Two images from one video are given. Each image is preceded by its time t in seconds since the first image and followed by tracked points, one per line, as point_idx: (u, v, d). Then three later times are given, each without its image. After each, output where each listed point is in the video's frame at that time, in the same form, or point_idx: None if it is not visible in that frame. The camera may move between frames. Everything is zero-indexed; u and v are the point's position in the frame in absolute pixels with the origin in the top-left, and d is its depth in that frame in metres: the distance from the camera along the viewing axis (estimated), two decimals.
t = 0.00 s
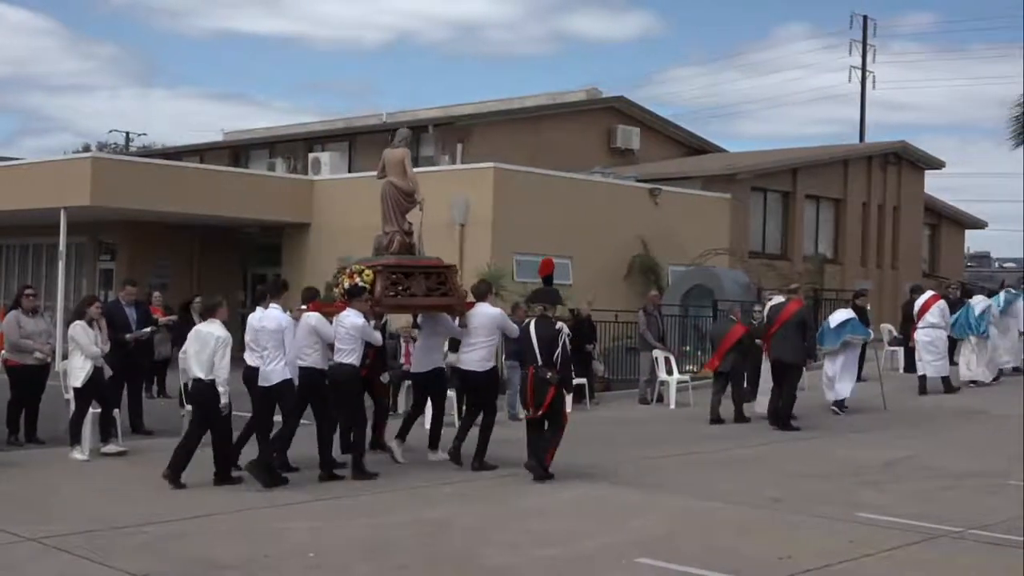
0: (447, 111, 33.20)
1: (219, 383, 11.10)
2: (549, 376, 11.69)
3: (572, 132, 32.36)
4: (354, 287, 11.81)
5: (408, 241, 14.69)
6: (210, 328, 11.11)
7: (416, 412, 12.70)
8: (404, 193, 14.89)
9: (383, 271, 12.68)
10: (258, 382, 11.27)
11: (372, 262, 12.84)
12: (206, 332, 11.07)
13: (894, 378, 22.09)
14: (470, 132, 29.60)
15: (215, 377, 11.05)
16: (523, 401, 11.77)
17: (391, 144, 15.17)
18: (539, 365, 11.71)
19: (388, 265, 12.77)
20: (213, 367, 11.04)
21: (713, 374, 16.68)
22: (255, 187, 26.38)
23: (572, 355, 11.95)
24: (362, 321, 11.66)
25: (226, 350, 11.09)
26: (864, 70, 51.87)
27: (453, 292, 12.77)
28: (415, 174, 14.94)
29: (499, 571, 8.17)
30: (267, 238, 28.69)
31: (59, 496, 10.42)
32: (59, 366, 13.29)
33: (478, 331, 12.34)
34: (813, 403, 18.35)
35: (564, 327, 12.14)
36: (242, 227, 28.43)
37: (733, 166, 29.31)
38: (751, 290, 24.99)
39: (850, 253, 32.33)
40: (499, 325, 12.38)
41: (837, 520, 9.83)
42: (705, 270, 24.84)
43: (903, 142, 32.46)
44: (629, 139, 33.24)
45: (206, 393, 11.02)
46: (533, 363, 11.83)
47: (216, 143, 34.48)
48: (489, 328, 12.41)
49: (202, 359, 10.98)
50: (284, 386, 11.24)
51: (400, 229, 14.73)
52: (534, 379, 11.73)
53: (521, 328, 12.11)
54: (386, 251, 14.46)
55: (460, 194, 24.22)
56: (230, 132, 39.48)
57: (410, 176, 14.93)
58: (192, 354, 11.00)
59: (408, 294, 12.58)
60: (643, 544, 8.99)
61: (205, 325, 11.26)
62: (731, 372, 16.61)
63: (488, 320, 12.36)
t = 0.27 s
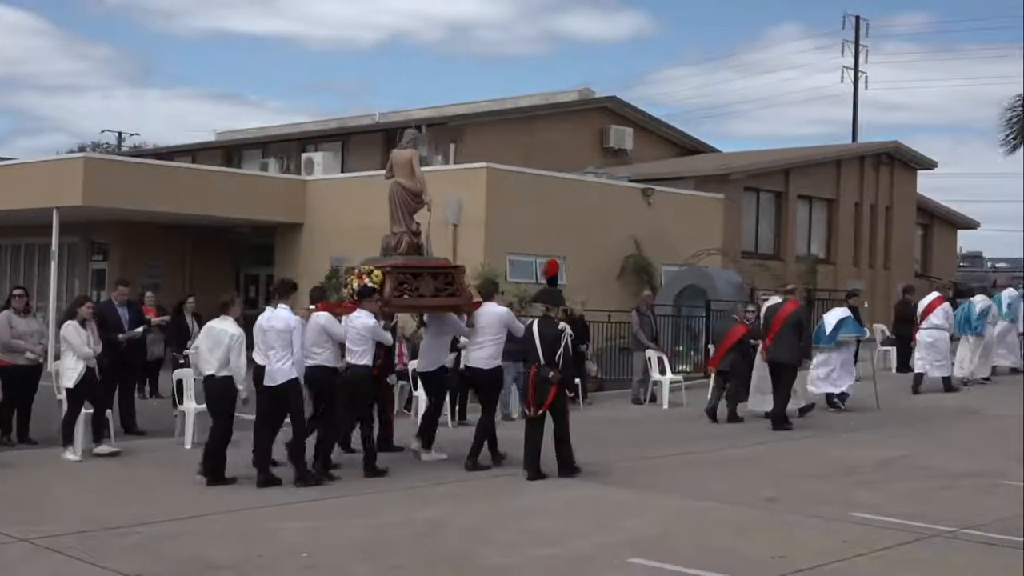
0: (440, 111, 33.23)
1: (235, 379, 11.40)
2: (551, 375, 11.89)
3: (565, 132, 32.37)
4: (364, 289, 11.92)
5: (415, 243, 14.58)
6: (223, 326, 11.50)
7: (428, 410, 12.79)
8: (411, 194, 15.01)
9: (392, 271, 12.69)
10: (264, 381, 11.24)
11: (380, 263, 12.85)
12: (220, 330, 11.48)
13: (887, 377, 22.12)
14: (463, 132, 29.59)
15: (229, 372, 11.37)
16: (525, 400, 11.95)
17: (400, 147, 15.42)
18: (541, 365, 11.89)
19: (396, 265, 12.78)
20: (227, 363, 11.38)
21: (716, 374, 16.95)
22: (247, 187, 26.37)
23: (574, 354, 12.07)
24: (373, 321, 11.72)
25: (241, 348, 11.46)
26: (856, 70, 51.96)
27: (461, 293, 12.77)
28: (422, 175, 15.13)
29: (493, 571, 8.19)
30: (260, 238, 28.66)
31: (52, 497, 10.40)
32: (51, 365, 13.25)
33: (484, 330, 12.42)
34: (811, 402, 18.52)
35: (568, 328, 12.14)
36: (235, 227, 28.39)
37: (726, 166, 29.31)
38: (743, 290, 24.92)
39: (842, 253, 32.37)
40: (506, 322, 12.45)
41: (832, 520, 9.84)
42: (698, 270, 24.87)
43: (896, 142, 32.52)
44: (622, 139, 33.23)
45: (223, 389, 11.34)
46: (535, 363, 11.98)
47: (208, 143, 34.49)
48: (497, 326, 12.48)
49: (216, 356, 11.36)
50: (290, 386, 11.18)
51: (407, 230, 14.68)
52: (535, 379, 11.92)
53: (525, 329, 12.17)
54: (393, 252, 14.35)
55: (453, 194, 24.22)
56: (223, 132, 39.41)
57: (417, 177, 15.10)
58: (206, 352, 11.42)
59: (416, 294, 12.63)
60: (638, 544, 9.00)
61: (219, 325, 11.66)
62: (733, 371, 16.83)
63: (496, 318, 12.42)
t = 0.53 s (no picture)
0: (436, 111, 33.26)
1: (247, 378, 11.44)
2: (561, 374, 11.86)
3: (561, 132, 32.39)
4: (376, 289, 11.94)
5: (426, 245, 14.36)
6: (237, 328, 11.42)
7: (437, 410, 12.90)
8: (423, 196, 14.92)
9: (404, 273, 12.74)
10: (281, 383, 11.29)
11: (391, 264, 12.90)
12: (233, 332, 11.40)
13: (883, 377, 22.15)
14: (459, 132, 29.59)
15: (242, 373, 11.39)
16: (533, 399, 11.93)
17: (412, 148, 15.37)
18: (551, 364, 11.85)
19: (408, 267, 12.83)
20: (242, 364, 11.38)
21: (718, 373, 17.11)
22: (243, 188, 26.34)
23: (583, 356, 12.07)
24: (385, 322, 11.76)
25: (255, 349, 11.38)
26: (852, 71, 52.03)
27: (471, 296, 12.89)
28: (434, 176, 15.04)
29: (490, 571, 8.20)
30: (256, 238, 28.65)
31: (51, 497, 10.38)
32: (46, 366, 13.25)
33: (495, 332, 12.47)
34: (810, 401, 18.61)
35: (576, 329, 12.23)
36: (231, 227, 28.38)
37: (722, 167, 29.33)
38: (740, 290, 25.00)
39: (838, 254, 32.40)
40: (515, 324, 12.50)
41: (828, 520, 9.85)
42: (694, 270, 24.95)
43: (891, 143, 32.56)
44: (618, 140, 33.25)
45: (234, 390, 11.36)
46: (545, 362, 11.95)
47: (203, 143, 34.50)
48: (506, 328, 12.53)
49: (229, 358, 11.36)
50: (307, 388, 11.26)
51: (418, 232, 14.45)
52: (545, 378, 11.88)
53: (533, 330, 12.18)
54: (405, 254, 14.11)
55: (449, 194, 24.23)
56: (218, 132, 39.39)
57: (429, 179, 15.02)
58: (218, 353, 11.40)
59: (428, 297, 12.73)
60: (635, 544, 9.01)
61: (232, 326, 11.57)
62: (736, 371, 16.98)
63: (506, 320, 12.48)
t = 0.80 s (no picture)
0: (429, 112, 33.25)
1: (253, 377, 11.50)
2: (567, 375, 11.94)
3: (554, 133, 32.39)
4: (382, 288, 11.93)
5: (429, 244, 14.40)
6: (244, 324, 11.55)
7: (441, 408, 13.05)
8: (425, 197, 14.83)
9: (408, 273, 12.79)
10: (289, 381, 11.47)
11: (395, 264, 12.96)
12: (241, 329, 11.52)
13: (875, 377, 22.19)
14: (451, 133, 29.57)
15: (249, 370, 11.45)
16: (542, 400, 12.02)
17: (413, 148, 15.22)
18: (558, 365, 11.96)
19: (411, 267, 12.86)
20: (248, 361, 11.44)
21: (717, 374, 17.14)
22: (234, 188, 26.31)
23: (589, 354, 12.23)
24: (390, 322, 11.80)
25: (261, 346, 11.50)
26: (843, 71, 52.09)
27: (474, 294, 12.91)
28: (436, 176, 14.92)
29: (482, 571, 8.20)
30: (249, 239, 28.65)
31: (42, 498, 10.35)
32: (38, 366, 13.22)
33: (498, 331, 12.58)
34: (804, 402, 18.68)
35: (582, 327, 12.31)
36: (224, 227, 28.36)
37: (714, 167, 29.35)
38: (732, 290, 25.00)
39: (830, 254, 32.44)
40: (517, 323, 12.63)
41: (819, 521, 9.86)
42: (687, 270, 25.02)
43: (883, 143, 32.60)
44: (611, 140, 33.27)
45: (241, 389, 11.42)
46: (553, 363, 12.08)
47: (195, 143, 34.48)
48: (508, 327, 12.65)
49: (235, 355, 11.43)
50: (314, 387, 11.45)
51: (420, 232, 14.50)
52: (553, 379, 11.97)
53: (539, 331, 12.31)
54: (407, 254, 14.15)
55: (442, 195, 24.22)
56: (211, 132, 39.35)
57: (430, 179, 14.89)
58: (225, 350, 11.48)
59: (431, 296, 12.76)
60: (627, 544, 9.02)
61: (239, 324, 11.68)
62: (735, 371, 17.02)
63: (508, 319, 12.59)
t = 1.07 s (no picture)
0: (417, 112, 33.25)
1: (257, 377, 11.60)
2: (570, 374, 12.12)
3: (542, 133, 32.40)
4: (382, 289, 12.22)
5: (430, 245, 14.81)
6: (247, 324, 11.64)
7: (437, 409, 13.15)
8: (427, 200, 15.09)
9: (409, 274, 13.13)
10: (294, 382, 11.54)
11: (397, 265, 13.30)
12: (244, 328, 11.60)
13: (863, 377, 22.25)
14: (439, 133, 29.55)
15: (252, 370, 11.55)
16: (543, 399, 12.14)
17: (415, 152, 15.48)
18: (561, 364, 12.11)
19: (412, 268, 13.21)
20: (251, 360, 11.55)
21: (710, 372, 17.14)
22: (222, 189, 26.26)
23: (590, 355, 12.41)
24: (389, 322, 12.11)
25: (263, 345, 11.61)
26: (831, 71, 52.20)
27: (474, 295, 13.23)
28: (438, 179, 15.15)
29: (470, 571, 8.20)
30: (237, 239, 28.61)
31: (30, 499, 10.33)
32: (26, 367, 13.20)
33: (498, 332, 12.59)
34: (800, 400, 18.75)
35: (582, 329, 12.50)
36: (211, 228, 28.32)
37: (703, 167, 29.40)
38: (719, 290, 25.04)
39: (818, 254, 32.50)
40: (518, 325, 12.64)
41: (807, 521, 9.89)
42: (675, 270, 25.08)
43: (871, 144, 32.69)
44: (599, 141, 33.30)
45: (247, 387, 11.55)
46: (554, 363, 12.21)
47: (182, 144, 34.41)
48: (509, 329, 12.66)
49: (239, 355, 11.54)
50: (318, 388, 11.51)
51: (423, 233, 14.89)
52: (555, 377, 12.12)
53: (541, 331, 12.44)
54: (409, 255, 14.60)
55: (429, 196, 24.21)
56: (198, 132, 39.28)
57: (432, 182, 15.14)
58: (230, 350, 11.58)
59: (431, 296, 13.06)
60: (615, 544, 9.03)
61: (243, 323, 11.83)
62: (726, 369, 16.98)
63: (509, 322, 12.60)
